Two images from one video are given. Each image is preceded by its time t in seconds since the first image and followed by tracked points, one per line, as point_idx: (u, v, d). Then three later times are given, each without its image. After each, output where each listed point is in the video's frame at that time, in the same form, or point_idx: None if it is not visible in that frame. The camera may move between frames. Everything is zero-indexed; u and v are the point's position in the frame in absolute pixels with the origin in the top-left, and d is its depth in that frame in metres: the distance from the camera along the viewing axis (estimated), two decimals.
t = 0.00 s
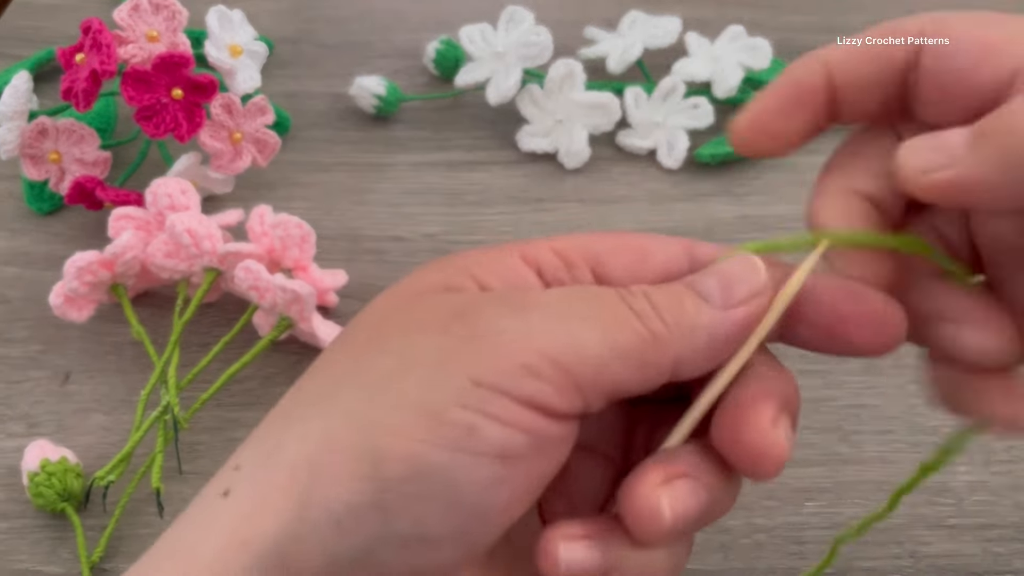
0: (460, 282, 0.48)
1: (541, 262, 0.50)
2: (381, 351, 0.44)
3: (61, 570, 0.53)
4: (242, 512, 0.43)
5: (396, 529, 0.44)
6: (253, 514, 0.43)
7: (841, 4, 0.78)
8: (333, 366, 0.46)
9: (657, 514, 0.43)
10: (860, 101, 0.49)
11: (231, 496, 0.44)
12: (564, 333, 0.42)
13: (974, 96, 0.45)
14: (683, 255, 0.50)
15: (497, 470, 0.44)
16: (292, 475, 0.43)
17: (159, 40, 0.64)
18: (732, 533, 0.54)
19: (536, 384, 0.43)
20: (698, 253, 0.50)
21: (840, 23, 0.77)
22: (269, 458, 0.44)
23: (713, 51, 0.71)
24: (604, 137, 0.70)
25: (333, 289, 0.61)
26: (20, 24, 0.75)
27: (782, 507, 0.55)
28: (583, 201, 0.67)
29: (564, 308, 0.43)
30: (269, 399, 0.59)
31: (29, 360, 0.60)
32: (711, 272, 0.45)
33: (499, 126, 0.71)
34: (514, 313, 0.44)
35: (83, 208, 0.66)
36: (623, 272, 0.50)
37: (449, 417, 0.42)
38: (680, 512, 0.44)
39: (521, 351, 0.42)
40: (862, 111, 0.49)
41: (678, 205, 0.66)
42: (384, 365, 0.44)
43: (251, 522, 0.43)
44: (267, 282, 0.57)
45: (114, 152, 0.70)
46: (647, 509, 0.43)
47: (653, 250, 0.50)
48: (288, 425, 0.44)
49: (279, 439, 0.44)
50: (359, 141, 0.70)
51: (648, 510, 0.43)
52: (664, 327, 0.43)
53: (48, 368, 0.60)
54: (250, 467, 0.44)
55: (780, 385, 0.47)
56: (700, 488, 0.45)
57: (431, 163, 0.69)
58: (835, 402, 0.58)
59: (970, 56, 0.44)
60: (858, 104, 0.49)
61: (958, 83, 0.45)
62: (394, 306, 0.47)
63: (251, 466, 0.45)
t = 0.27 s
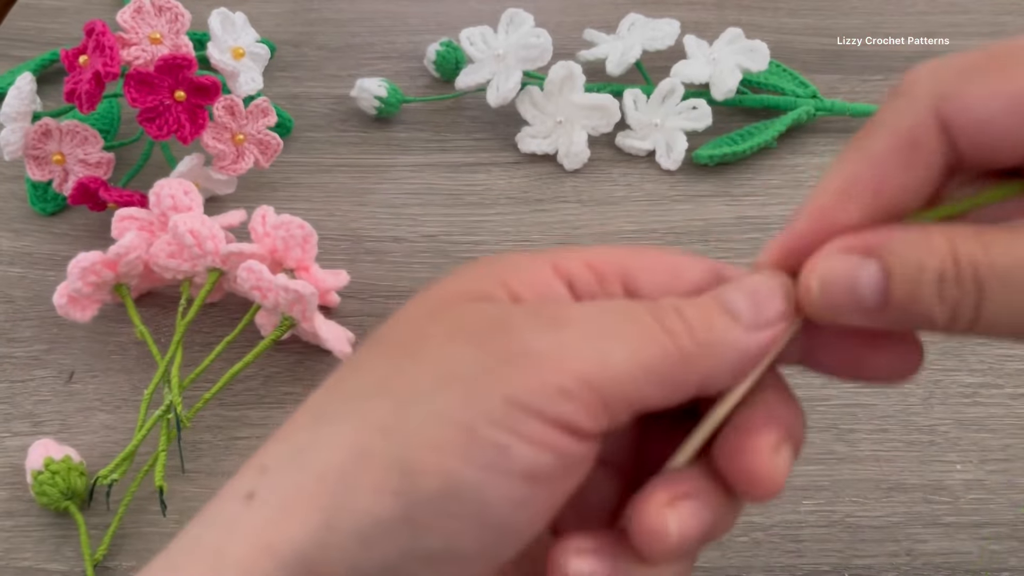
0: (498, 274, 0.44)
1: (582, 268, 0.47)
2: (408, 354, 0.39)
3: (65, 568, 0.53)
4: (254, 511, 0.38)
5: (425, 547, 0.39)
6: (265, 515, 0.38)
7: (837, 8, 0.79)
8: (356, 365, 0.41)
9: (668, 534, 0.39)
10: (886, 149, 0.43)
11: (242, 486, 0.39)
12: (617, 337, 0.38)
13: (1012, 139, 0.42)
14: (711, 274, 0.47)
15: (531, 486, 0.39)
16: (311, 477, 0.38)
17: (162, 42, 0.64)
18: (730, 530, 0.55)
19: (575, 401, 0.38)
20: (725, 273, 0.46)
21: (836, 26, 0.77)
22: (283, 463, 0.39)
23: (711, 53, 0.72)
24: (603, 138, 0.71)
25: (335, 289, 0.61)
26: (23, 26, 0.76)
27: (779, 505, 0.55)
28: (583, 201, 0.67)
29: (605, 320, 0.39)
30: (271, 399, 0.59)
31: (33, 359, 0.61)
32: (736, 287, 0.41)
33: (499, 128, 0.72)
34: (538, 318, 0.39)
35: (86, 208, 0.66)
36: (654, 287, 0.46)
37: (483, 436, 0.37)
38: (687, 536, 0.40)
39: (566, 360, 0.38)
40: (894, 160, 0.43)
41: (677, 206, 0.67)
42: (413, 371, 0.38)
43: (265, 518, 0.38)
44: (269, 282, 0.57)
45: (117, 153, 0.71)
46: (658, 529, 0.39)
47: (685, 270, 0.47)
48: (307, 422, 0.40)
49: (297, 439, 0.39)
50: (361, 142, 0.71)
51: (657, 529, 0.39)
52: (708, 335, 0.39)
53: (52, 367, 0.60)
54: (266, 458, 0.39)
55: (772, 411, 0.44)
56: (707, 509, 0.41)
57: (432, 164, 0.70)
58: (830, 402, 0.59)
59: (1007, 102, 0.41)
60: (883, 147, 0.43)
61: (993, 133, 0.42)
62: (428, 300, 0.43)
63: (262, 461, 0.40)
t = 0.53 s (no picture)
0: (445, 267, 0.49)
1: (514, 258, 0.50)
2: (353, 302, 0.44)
3: (65, 568, 0.53)
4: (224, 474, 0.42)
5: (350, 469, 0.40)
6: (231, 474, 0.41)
7: (837, 7, 0.79)
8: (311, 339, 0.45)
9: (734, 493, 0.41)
10: (902, 131, 0.41)
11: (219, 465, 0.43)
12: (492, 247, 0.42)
13: None
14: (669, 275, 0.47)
15: (452, 410, 0.40)
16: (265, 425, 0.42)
17: (162, 42, 0.64)
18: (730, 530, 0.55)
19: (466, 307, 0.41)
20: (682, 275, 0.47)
21: (836, 26, 0.77)
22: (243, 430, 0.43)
23: (711, 53, 0.72)
24: (603, 138, 0.71)
25: (334, 289, 0.61)
26: (23, 26, 0.76)
27: (780, 505, 0.55)
28: (583, 201, 0.67)
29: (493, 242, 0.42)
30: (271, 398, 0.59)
31: (33, 359, 0.61)
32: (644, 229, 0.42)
33: (499, 127, 0.72)
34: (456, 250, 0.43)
35: (86, 209, 0.66)
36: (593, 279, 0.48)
37: (392, 337, 0.40)
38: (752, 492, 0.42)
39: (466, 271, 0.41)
40: (910, 139, 0.41)
41: (677, 206, 0.67)
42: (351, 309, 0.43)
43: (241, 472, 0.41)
44: (269, 282, 0.57)
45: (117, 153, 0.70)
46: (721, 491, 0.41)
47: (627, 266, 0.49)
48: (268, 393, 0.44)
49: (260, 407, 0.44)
50: (360, 142, 0.71)
51: (727, 487, 0.41)
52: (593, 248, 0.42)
53: (51, 367, 0.60)
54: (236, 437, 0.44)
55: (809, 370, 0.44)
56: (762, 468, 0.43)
57: (432, 164, 0.70)
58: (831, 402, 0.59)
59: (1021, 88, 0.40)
60: (897, 127, 0.41)
61: (1010, 118, 0.40)
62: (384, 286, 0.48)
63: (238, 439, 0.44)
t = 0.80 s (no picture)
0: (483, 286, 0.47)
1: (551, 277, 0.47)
2: (400, 339, 0.42)
3: (65, 568, 0.53)
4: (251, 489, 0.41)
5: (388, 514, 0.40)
6: (256, 493, 0.41)
7: (837, 7, 0.79)
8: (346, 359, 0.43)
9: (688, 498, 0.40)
10: (892, 136, 0.43)
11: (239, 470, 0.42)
12: (570, 328, 0.39)
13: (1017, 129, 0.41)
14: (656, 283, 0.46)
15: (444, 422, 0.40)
16: (299, 452, 0.41)
17: (162, 42, 0.64)
18: (730, 530, 0.55)
19: (520, 381, 0.40)
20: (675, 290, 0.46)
21: (836, 26, 0.77)
22: (269, 446, 0.42)
23: (711, 53, 0.72)
24: (603, 138, 0.71)
25: (335, 289, 0.61)
26: (23, 26, 0.76)
27: (780, 505, 0.55)
28: (583, 201, 0.67)
29: (566, 314, 0.40)
30: (271, 398, 0.59)
31: (33, 359, 0.61)
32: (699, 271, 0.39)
33: (499, 127, 0.72)
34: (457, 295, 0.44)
35: (86, 209, 0.66)
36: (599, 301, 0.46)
37: (445, 401, 0.39)
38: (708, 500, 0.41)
39: (528, 346, 0.39)
40: (898, 145, 0.42)
41: (677, 206, 0.67)
42: (398, 351, 0.41)
43: (269, 491, 0.41)
44: (269, 282, 0.57)
45: (117, 153, 0.70)
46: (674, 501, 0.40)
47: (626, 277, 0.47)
48: (295, 410, 0.43)
49: (287, 422, 0.42)
50: (360, 142, 0.71)
51: (679, 491, 0.40)
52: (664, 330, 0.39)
53: (52, 367, 0.60)
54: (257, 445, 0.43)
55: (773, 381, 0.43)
56: (722, 473, 0.42)
57: (432, 164, 0.70)
58: (830, 402, 0.59)
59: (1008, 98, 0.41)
60: (887, 135, 0.43)
61: (997, 126, 0.42)
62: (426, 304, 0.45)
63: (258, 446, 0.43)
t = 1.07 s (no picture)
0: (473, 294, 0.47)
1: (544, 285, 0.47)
2: (390, 344, 0.42)
3: (65, 568, 0.53)
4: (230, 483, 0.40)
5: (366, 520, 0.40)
6: (236, 492, 0.40)
7: (837, 7, 0.79)
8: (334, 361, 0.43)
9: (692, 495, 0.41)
10: (901, 136, 0.43)
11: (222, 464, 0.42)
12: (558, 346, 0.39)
13: None
14: (638, 295, 0.47)
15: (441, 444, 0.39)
16: (281, 451, 0.40)
17: (162, 42, 0.64)
18: (729, 530, 0.55)
19: (505, 399, 0.39)
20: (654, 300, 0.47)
21: (836, 26, 0.77)
22: (252, 445, 0.41)
23: (711, 53, 0.72)
24: (603, 138, 0.71)
25: (335, 289, 0.61)
26: (23, 26, 0.76)
27: (779, 505, 0.55)
28: (583, 201, 0.67)
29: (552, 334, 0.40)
30: (271, 398, 0.59)
31: (33, 359, 0.61)
32: (696, 311, 0.40)
33: (499, 128, 0.72)
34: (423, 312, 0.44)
35: (86, 209, 0.66)
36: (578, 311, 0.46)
37: (432, 412, 0.39)
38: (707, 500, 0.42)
39: (502, 361, 0.39)
40: (907, 144, 0.43)
41: (677, 206, 0.67)
42: (389, 357, 0.41)
43: (253, 483, 0.40)
44: (269, 282, 0.57)
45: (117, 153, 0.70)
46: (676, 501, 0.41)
47: (610, 288, 0.47)
48: (279, 409, 0.42)
49: (270, 420, 0.42)
50: (360, 142, 0.71)
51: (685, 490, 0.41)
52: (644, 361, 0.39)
53: (51, 367, 0.60)
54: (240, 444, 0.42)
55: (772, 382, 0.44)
56: (722, 469, 0.42)
57: (432, 164, 0.70)
58: (830, 402, 0.59)
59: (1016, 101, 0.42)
60: (896, 134, 0.44)
61: (1005, 128, 0.42)
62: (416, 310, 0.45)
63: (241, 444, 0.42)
